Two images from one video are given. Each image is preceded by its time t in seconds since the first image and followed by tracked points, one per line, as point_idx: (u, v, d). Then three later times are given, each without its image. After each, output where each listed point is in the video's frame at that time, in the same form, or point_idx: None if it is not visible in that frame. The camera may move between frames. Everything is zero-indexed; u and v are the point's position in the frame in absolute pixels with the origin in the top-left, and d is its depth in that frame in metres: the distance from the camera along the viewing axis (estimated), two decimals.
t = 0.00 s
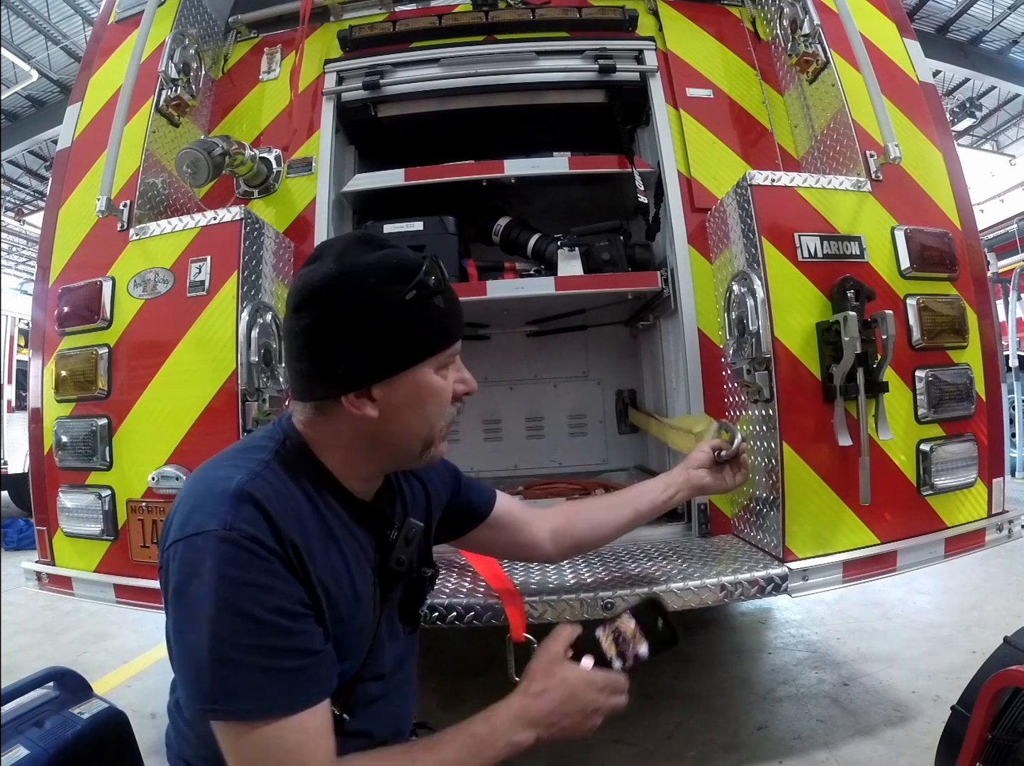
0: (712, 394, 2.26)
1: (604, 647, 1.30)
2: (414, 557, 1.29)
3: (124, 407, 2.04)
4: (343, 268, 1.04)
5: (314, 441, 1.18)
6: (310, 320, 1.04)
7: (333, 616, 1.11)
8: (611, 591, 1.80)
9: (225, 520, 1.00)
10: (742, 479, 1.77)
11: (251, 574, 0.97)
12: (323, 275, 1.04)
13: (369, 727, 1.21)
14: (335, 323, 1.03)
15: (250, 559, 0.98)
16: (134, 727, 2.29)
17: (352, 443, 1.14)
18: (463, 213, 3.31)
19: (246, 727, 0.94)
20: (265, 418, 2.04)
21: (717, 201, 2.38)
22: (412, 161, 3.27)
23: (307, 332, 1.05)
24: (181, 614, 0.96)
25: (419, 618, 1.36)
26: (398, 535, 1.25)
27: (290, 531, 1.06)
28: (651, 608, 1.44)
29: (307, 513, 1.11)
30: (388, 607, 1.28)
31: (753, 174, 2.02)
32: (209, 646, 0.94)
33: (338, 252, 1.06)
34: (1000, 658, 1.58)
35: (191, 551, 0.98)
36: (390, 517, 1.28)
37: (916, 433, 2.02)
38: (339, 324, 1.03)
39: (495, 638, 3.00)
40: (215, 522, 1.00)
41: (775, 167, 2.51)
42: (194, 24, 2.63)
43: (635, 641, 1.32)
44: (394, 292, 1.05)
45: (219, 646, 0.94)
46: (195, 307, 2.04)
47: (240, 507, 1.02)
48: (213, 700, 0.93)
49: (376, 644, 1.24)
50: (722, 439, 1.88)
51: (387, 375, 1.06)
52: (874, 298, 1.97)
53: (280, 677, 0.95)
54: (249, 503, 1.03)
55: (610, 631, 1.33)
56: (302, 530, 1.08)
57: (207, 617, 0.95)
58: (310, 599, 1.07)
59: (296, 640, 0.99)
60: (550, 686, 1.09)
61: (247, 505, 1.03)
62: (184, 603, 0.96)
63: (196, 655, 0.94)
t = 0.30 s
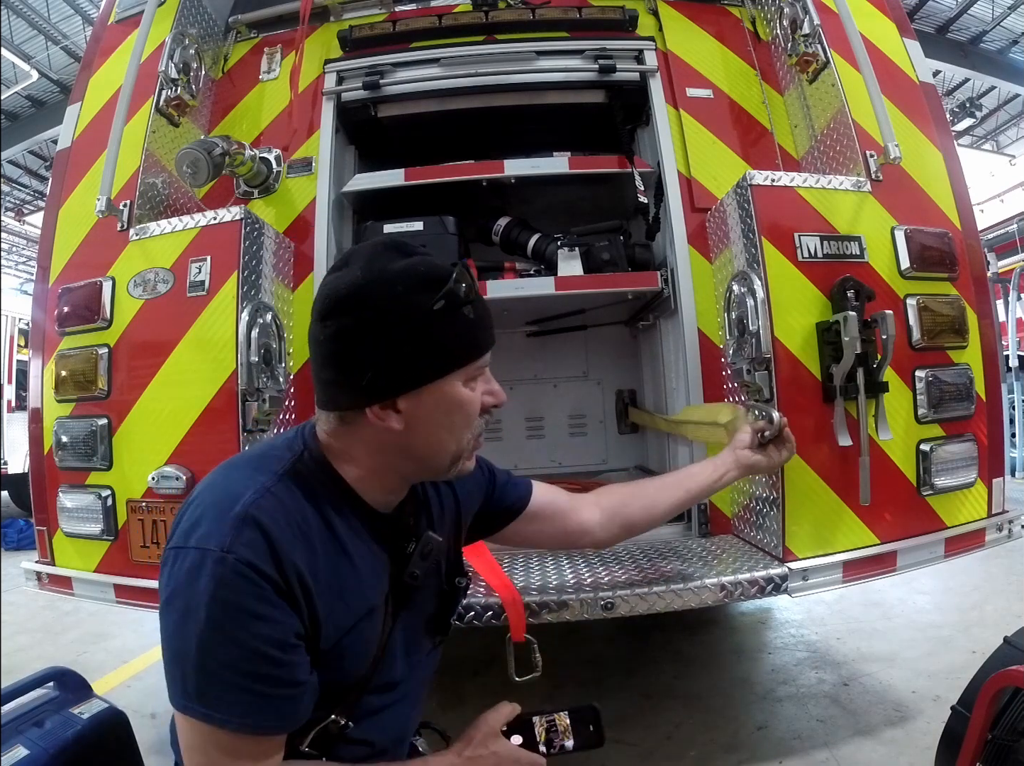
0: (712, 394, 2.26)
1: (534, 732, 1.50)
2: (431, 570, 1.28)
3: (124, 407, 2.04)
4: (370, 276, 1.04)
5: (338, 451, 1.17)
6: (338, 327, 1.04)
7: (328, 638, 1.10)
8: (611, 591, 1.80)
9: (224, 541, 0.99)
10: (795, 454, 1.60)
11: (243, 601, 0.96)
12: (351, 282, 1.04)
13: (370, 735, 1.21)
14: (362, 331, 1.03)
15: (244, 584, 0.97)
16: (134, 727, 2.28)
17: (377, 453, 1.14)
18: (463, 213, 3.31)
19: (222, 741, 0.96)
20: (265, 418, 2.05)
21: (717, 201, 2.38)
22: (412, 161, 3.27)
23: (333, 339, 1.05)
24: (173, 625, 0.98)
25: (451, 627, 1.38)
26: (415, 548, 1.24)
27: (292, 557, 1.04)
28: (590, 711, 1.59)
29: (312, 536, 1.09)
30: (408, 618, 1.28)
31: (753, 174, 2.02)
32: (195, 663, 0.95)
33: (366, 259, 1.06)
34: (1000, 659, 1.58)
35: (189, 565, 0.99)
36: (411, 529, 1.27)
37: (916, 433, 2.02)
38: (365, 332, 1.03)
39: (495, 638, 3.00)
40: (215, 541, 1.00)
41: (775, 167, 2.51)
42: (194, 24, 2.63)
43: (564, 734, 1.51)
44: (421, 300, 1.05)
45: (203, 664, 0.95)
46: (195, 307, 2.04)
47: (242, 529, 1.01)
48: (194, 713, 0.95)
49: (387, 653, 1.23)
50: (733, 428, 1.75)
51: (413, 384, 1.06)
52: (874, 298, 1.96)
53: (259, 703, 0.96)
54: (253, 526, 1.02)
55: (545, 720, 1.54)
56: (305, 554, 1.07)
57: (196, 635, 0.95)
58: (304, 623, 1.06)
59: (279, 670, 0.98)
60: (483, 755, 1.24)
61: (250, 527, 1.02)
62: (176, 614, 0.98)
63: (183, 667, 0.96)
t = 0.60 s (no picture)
0: (712, 394, 2.26)
1: (527, 727, 1.45)
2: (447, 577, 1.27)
3: (124, 407, 2.04)
4: (398, 285, 1.03)
5: (359, 459, 1.17)
6: (364, 336, 1.04)
7: (339, 644, 1.10)
8: (611, 591, 1.80)
9: (240, 543, 0.99)
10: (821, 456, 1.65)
11: (256, 602, 0.96)
12: (378, 290, 1.04)
13: (374, 737, 1.21)
14: (389, 340, 1.03)
15: (258, 586, 0.97)
16: (134, 727, 2.28)
17: (401, 462, 1.14)
18: (463, 213, 3.31)
19: (227, 740, 0.96)
20: (265, 418, 2.05)
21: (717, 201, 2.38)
22: (412, 161, 3.27)
23: (359, 347, 1.04)
24: (185, 622, 0.98)
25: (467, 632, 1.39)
26: (431, 556, 1.24)
27: (305, 562, 1.04)
28: (579, 700, 1.54)
29: (329, 542, 1.09)
30: (422, 626, 1.28)
31: (753, 175, 2.02)
32: (205, 661, 0.95)
33: (394, 268, 1.05)
34: (1000, 659, 1.58)
35: (204, 564, 0.99)
36: (428, 536, 1.27)
37: (916, 433, 2.02)
38: (393, 341, 1.03)
39: (495, 638, 3.00)
40: (231, 542, 1.00)
41: (775, 167, 2.51)
42: (194, 24, 2.63)
43: (556, 726, 1.48)
44: (449, 310, 1.04)
45: (214, 662, 0.95)
46: (195, 307, 2.04)
47: (258, 532, 1.01)
48: (201, 712, 0.95)
49: (395, 658, 1.24)
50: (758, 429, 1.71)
51: (439, 394, 1.05)
52: (874, 298, 1.96)
53: (266, 705, 0.96)
54: (269, 529, 1.02)
55: (536, 714, 1.48)
56: (319, 560, 1.07)
57: (208, 634, 0.95)
58: (314, 628, 1.06)
59: (289, 673, 0.98)
60: (479, 752, 1.24)
61: (266, 530, 1.02)
62: (188, 611, 0.98)
63: (193, 665, 0.96)
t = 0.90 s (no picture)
0: (712, 394, 2.26)
1: (525, 735, 1.50)
2: (448, 576, 1.27)
3: (124, 407, 2.04)
4: (411, 287, 1.04)
5: (366, 459, 1.17)
6: (376, 337, 1.04)
7: (345, 641, 1.10)
8: (611, 591, 1.80)
9: (246, 537, 1.00)
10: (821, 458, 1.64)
11: (263, 596, 0.97)
12: (391, 292, 1.04)
13: (377, 738, 1.21)
14: (402, 341, 1.03)
15: (265, 580, 0.97)
16: (134, 727, 2.28)
17: (407, 463, 1.14)
18: (463, 213, 3.31)
19: (232, 736, 0.96)
20: (265, 418, 2.05)
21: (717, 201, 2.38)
22: (412, 161, 3.27)
23: (371, 348, 1.04)
24: (191, 617, 0.98)
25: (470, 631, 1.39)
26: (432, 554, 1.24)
27: (312, 557, 1.04)
28: (576, 708, 1.58)
29: (335, 539, 1.10)
30: (425, 626, 1.28)
31: (753, 174, 2.02)
32: (210, 656, 0.95)
33: (407, 271, 1.06)
34: (1000, 658, 1.58)
35: (210, 558, 0.99)
36: (429, 536, 1.28)
37: (916, 433, 2.02)
38: (405, 343, 1.03)
39: (495, 638, 3.00)
40: (238, 536, 1.00)
41: (775, 167, 2.51)
42: (194, 24, 2.63)
43: (553, 734, 1.52)
44: (460, 313, 1.05)
45: (220, 657, 0.95)
46: (195, 307, 2.04)
47: (265, 527, 1.01)
48: (207, 706, 0.95)
49: (398, 659, 1.23)
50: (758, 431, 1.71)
51: (449, 396, 1.05)
52: (874, 298, 1.96)
53: (272, 699, 0.96)
54: (276, 524, 1.02)
55: (535, 722, 1.54)
56: (326, 556, 1.07)
57: (214, 628, 0.95)
58: (320, 624, 1.06)
59: (295, 667, 0.98)
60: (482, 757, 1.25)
61: (273, 526, 1.02)
62: (194, 606, 0.98)
63: (198, 659, 0.96)
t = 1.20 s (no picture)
0: (712, 394, 2.26)
1: (526, 740, 1.54)
2: (446, 578, 1.30)
3: (124, 407, 2.04)
4: (410, 282, 1.03)
5: (362, 457, 1.17)
6: (373, 331, 1.03)
7: (344, 641, 1.10)
8: (611, 591, 1.80)
9: (242, 539, 0.99)
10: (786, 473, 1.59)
11: (260, 598, 0.96)
12: (389, 287, 1.03)
13: (379, 743, 1.20)
14: (400, 336, 1.03)
15: (261, 582, 0.97)
16: (134, 727, 2.28)
17: (404, 459, 1.14)
18: (463, 213, 3.31)
19: (233, 740, 0.96)
20: (265, 418, 2.05)
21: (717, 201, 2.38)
22: (412, 161, 3.27)
23: (368, 343, 1.04)
24: (188, 621, 0.98)
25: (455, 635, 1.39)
26: (432, 556, 1.27)
27: (309, 558, 1.04)
28: (577, 713, 1.61)
29: (331, 538, 1.09)
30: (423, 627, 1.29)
31: (753, 174, 2.02)
32: (209, 660, 0.95)
33: (405, 266, 1.05)
34: (1000, 658, 1.58)
35: (206, 561, 0.99)
36: (429, 537, 1.31)
37: (916, 433, 2.02)
38: (404, 339, 1.03)
39: (495, 638, 2.99)
40: (233, 539, 1.00)
41: (775, 167, 2.51)
42: (194, 24, 2.63)
43: (554, 737, 1.56)
44: (460, 308, 1.04)
45: (219, 661, 0.95)
46: (195, 307, 2.04)
47: (260, 528, 1.01)
48: (206, 710, 0.95)
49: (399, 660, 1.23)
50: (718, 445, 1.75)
51: (449, 391, 1.06)
52: (874, 298, 1.96)
53: (271, 702, 0.96)
54: (272, 525, 1.02)
55: (535, 727, 1.57)
56: (323, 556, 1.07)
57: (211, 632, 0.95)
58: (319, 624, 1.06)
59: (293, 669, 0.98)
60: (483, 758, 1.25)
61: (268, 527, 1.02)
62: (191, 609, 0.98)
63: (197, 663, 0.96)
